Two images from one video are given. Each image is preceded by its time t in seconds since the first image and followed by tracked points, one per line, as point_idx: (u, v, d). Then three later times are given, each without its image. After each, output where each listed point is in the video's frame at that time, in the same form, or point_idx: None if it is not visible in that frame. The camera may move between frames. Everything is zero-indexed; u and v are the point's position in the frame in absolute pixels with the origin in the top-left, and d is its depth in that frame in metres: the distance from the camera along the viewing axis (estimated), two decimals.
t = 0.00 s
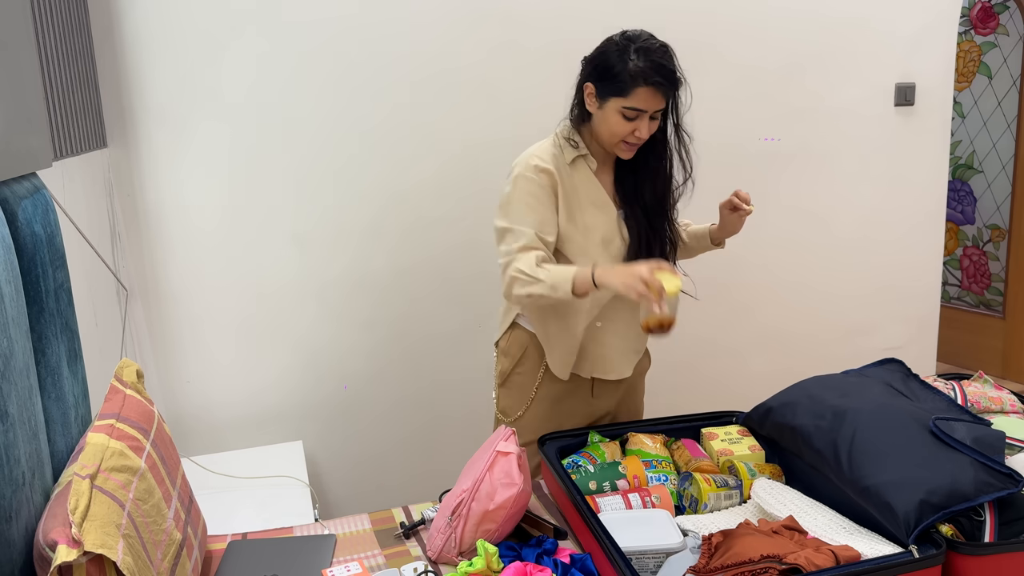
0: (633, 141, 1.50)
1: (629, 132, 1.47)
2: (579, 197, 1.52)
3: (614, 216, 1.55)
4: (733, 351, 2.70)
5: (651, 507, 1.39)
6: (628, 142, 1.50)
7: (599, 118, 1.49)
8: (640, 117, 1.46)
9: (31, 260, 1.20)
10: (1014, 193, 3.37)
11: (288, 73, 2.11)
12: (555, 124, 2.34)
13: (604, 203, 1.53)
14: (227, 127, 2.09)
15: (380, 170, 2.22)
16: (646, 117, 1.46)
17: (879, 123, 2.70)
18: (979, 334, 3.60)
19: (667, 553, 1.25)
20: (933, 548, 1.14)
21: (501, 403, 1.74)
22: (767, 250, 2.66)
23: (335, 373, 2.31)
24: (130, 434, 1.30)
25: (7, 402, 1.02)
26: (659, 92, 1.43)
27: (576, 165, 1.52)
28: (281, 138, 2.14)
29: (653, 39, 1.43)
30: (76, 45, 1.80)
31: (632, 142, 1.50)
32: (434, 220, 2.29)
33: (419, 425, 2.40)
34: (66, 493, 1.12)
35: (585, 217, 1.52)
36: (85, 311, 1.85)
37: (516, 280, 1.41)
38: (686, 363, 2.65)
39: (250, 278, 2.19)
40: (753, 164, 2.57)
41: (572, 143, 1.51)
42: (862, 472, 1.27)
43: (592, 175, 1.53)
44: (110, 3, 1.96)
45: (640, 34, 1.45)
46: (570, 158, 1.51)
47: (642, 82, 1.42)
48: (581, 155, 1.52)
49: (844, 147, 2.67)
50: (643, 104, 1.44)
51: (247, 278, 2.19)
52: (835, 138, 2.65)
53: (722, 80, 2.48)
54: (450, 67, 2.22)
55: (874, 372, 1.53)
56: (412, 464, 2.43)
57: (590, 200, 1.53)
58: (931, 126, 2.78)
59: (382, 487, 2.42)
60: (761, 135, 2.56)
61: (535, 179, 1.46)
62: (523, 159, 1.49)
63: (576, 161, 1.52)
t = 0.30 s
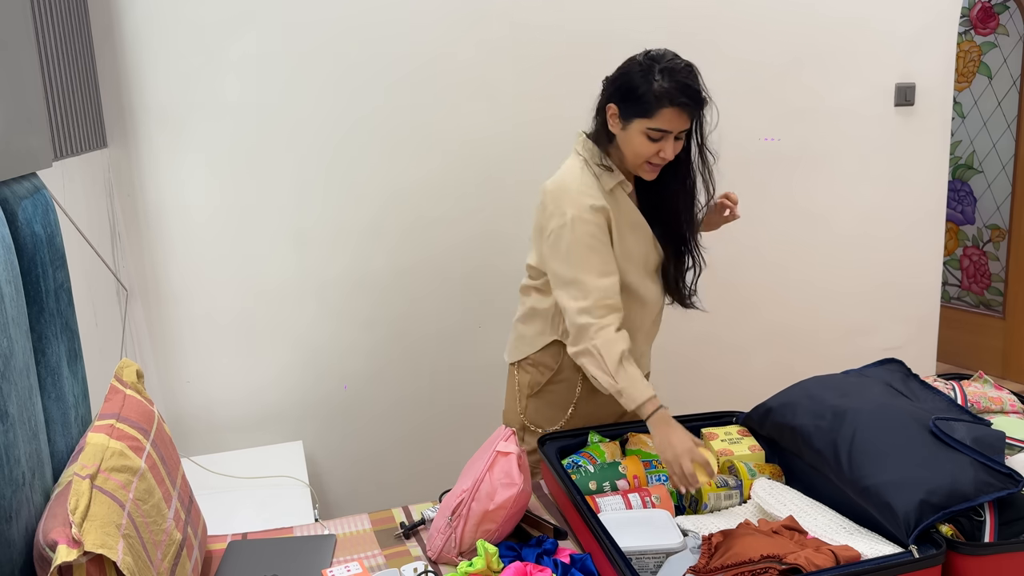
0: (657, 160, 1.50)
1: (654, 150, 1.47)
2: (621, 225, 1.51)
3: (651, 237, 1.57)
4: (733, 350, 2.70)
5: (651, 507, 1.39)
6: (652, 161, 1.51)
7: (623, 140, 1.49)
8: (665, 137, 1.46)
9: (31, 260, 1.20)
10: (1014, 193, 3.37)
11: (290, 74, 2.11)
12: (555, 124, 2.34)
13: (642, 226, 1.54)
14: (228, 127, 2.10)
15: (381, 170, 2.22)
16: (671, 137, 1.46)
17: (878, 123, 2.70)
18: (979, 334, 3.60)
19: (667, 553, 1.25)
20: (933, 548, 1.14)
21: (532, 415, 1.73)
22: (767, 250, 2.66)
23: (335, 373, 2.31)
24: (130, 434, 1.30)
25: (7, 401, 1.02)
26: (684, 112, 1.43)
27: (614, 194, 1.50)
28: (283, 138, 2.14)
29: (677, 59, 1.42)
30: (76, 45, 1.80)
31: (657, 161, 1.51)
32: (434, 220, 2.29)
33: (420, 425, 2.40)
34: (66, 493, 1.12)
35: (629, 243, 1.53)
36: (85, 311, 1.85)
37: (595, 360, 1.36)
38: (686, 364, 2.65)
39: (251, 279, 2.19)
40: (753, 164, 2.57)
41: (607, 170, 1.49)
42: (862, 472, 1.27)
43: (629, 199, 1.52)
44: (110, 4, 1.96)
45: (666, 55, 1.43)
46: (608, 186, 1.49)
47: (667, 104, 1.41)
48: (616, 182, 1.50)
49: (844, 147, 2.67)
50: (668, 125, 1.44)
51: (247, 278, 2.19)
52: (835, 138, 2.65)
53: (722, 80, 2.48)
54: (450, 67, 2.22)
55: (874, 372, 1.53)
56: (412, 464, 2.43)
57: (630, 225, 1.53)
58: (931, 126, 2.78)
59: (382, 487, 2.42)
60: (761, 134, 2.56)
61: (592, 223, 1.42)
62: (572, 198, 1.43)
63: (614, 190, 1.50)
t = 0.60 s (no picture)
0: (665, 167, 1.49)
1: (658, 156, 1.48)
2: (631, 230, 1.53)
3: (656, 243, 1.59)
4: (732, 350, 2.70)
5: (650, 507, 1.39)
6: (660, 168, 1.50)
7: (630, 147, 1.49)
8: (670, 143, 1.46)
9: (30, 260, 1.20)
10: (1014, 193, 3.37)
11: (289, 74, 2.11)
12: (555, 124, 2.34)
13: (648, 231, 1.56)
14: (228, 127, 2.10)
15: (381, 170, 2.22)
16: (676, 143, 1.46)
17: (878, 123, 2.70)
18: (979, 334, 3.60)
19: (667, 553, 1.25)
20: (933, 548, 1.14)
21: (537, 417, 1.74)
22: (767, 250, 2.66)
23: (335, 372, 2.31)
24: (130, 434, 1.30)
25: (7, 402, 1.02)
26: (688, 117, 1.43)
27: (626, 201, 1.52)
28: (284, 139, 2.14)
29: (682, 66, 1.43)
30: (76, 45, 1.80)
31: (665, 168, 1.50)
32: (434, 220, 2.29)
33: (420, 425, 2.40)
34: (66, 493, 1.12)
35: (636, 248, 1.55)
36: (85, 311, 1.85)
37: (625, 389, 1.39)
38: (686, 364, 2.65)
39: (252, 278, 2.19)
40: (752, 164, 2.57)
41: (619, 177, 1.50)
42: (861, 472, 1.27)
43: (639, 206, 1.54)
44: (110, 4, 1.96)
45: (672, 62, 1.44)
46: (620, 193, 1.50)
47: (670, 109, 1.42)
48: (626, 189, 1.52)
49: (844, 146, 2.67)
50: (672, 129, 1.44)
51: (248, 278, 2.19)
52: (835, 138, 2.65)
53: (721, 81, 2.48)
54: (450, 67, 2.22)
55: (874, 372, 1.53)
56: (412, 463, 2.43)
57: (637, 231, 1.55)
58: (931, 126, 2.78)
59: (382, 486, 2.42)
60: (761, 134, 2.56)
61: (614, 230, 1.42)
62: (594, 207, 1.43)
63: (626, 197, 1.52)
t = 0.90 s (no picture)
0: (648, 119, 1.51)
1: (629, 104, 1.51)
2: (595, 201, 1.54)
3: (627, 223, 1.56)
4: (733, 350, 2.70)
5: (650, 507, 1.39)
6: (640, 122, 1.51)
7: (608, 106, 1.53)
8: (645, 90, 1.50)
9: (31, 260, 1.20)
10: (1014, 193, 3.37)
11: (289, 73, 2.11)
12: (555, 124, 2.34)
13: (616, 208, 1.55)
14: (227, 126, 2.09)
15: (380, 170, 2.22)
16: (651, 88, 1.50)
17: (878, 123, 2.70)
18: (979, 334, 3.60)
19: (666, 553, 1.25)
20: (933, 548, 1.14)
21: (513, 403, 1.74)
22: (766, 250, 2.66)
23: (334, 372, 2.31)
24: (130, 434, 1.30)
25: (6, 402, 1.02)
26: (655, 60, 1.50)
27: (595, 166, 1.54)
28: (283, 138, 2.14)
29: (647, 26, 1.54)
30: (76, 45, 1.80)
31: (648, 123, 1.52)
32: (433, 219, 2.29)
33: (420, 425, 2.40)
34: (66, 493, 1.12)
35: (602, 224, 1.54)
36: (84, 311, 1.85)
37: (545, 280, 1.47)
38: (686, 363, 2.65)
39: (251, 278, 2.19)
40: (753, 163, 2.57)
41: (591, 144, 1.54)
42: (862, 472, 1.27)
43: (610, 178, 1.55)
44: (110, 4, 1.96)
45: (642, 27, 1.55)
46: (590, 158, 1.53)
47: (640, 53, 1.50)
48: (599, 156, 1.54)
49: (844, 147, 2.67)
50: (645, 72, 1.50)
51: (248, 277, 2.19)
52: (835, 138, 2.65)
53: (722, 81, 2.48)
54: (450, 67, 2.22)
55: (874, 372, 1.53)
56: (412, 463, 2.43)
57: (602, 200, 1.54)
58: (931, 126, 2.78)
59: (381, 486, 2.41)
60: (761, 135, 2.56)
61: (547, 183, 1.50)
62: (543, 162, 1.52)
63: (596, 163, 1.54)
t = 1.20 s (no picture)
0: (621, 101, 1.52)
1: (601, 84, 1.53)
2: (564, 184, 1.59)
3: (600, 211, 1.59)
4: (733, 350, 2.70)
5: (650, 507, 1.39)
6: (613, 104, 1.53)
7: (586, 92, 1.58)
8: (617, 72, 1.52)
9: (30, 260, 1.20)
10: (1014, 193, 3.37)
11: (289, 72, 2.11)
12: (555, 124, 2.34)
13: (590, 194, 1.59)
14: (227, 126, 2.09)
15: (380, 170, 2.22)
16: (623, 71, 1.51)
17: (878, 123, 2.70)
18: (979, 334, 3.60)
19: (667, 553, 1.25)
20: (933, 548, 1.14)
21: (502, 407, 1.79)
22: (767, 250, 2.66)
23: (334, 372, 2.31)
24: (130, 434, 1.30)
25: (7, 402, 1.02)
26: (629, 45, 1.52)
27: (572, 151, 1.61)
28: (283, 138, 2.14)
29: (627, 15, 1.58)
30: (76, 45, 1.80)
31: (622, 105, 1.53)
32: (433, 219, 2.29)
33: (420, 424, 2.40)
34: (66, 493, 1.12)
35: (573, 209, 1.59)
36: (85, 312, 1.85)
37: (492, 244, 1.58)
38: (686, 364, 2.65)
39: (251, 278, 2.19)
40: (753, 163, 2.57)
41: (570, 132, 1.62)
42: (862, 472, 1.27)
43: (587, 164, 1.60)
44: (110, 4, 1.96)
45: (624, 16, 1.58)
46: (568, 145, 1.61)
47: (615, 39, 1.53)
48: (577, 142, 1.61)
49: (844, 147, 2.67)
50: (618, 55, 1.52)
51: (247, 277, 2.19)
52: (836, 138, 2.65)
53: (722, 81, 2.48)
54: (450, 66, 2.22)
55: (874, 372, 1.53)
56: (411, 463, 2.42)
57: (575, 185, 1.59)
58: (931, 126, 2.77)
59: (381, 486, 2.41)
60: (761, 135, 2.56)
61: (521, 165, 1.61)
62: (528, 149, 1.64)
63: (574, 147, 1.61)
